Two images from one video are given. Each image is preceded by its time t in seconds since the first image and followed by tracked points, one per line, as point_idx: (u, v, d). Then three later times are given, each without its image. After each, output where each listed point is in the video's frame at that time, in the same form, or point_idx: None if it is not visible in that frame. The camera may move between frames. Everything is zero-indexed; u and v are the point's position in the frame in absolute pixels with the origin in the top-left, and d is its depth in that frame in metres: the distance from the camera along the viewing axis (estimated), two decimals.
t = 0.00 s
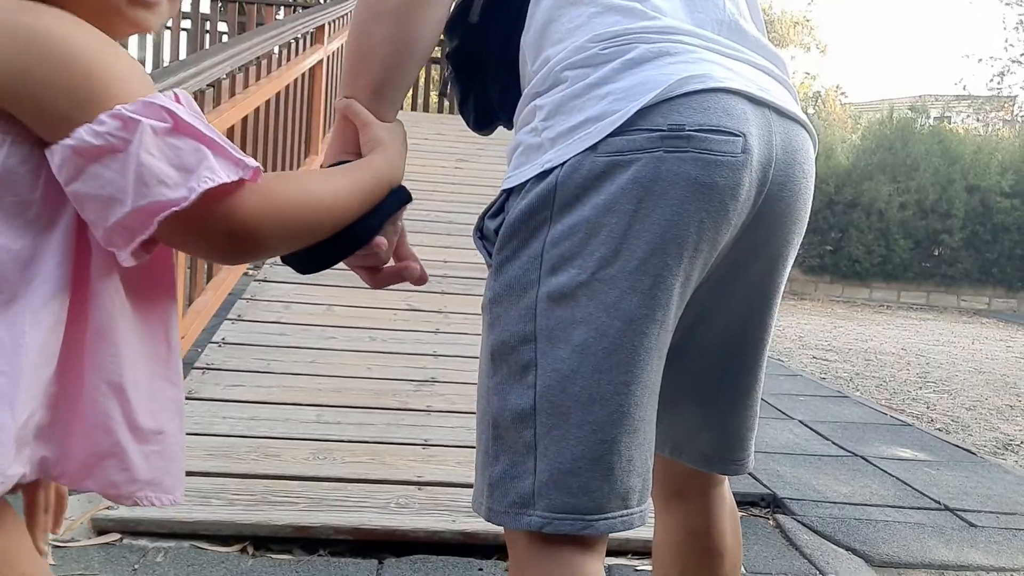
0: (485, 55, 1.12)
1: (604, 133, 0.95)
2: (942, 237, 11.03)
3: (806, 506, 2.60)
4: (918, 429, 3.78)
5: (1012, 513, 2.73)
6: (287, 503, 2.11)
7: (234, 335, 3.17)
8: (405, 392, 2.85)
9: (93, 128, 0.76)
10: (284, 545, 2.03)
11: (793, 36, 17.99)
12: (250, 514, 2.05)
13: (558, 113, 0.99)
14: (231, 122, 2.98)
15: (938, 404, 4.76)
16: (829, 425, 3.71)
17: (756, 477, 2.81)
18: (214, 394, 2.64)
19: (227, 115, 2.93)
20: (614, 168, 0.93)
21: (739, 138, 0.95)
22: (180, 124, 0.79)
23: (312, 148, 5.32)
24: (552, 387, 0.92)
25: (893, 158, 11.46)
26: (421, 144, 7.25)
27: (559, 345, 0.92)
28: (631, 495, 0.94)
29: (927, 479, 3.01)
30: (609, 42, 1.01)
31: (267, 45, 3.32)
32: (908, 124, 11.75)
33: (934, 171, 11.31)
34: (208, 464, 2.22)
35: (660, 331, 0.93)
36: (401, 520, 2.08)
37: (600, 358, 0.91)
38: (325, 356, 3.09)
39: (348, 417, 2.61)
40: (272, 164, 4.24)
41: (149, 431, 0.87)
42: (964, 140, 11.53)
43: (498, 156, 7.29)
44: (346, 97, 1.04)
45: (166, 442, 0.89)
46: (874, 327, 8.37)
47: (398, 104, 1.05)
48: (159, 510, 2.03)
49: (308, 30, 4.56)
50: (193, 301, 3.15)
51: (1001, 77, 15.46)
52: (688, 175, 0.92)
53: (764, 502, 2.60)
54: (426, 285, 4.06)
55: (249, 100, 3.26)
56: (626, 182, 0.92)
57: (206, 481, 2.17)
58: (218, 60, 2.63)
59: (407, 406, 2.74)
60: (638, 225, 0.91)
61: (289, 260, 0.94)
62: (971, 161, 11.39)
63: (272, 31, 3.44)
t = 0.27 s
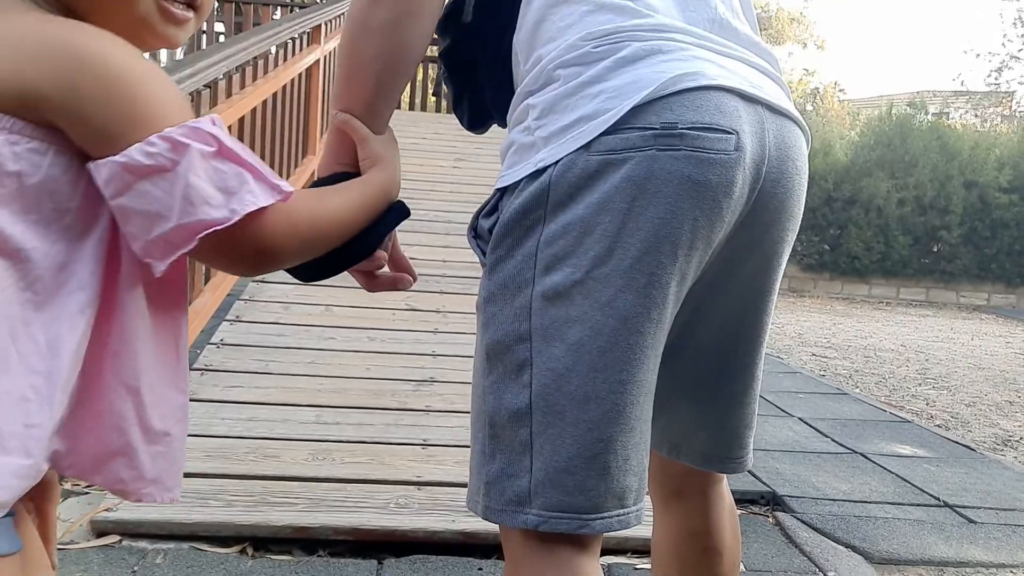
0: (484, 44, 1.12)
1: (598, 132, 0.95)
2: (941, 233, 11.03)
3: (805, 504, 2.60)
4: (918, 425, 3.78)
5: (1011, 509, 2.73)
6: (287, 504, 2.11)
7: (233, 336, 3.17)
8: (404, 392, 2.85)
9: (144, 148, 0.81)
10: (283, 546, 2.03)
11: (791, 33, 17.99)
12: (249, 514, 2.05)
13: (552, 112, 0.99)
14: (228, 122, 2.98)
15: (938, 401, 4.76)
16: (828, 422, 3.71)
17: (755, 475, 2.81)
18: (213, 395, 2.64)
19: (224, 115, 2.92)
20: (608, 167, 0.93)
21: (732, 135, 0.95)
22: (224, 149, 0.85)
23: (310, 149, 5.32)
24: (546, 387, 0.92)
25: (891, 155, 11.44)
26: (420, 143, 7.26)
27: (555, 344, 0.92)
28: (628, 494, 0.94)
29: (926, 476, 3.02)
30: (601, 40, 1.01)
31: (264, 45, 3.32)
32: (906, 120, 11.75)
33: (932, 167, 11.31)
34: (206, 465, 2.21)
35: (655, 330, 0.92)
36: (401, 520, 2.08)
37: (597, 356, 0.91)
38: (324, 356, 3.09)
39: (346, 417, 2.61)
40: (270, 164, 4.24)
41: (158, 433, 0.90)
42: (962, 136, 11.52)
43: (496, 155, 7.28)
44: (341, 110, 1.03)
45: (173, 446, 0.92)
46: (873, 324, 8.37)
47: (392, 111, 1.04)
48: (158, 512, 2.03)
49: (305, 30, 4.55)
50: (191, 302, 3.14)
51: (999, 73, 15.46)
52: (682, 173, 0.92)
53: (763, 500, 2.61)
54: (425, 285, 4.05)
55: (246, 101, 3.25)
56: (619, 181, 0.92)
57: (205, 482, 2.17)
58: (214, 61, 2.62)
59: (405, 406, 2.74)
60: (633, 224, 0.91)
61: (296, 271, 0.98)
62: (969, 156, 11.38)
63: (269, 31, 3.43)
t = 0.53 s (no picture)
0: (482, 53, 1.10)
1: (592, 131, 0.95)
2: (940, 231, 11.04)
3: (805, 501, 2.60)
4: (917, 423, 3.78)
5: (1011, 505, 2.73)
6: (287, 504, 2.11)
7: (232, 337, 3.17)
8: (404, 392, 2.85)
9: (142, 150, 0.78)
10: (283, 546, 2.04)
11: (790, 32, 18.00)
12: (249, 515, 2.05)
13: (546, 112, 0.99)
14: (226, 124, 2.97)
15: (937, 398, 4.76)
16: (827, 419, 3.72)
17: (755, 473, 2.81)
18: (213, 396, 2.64)
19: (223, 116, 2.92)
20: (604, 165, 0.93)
21: (726, 134, 0.95)
22: (223, 149, 0.82)
23: (309, 149, 5.31)
24: (543, 386, 0.92)
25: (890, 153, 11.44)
26: (418, 143, 7.26)
27: (551, 343, 0.92)
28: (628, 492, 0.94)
29: (926, 473, 3.02)
30: (595, 40, 1.01)
31: (262, 45, 3.32)
32: (905, 118, 11.75)
33: (931, 165, 11.31)
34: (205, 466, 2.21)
35: (652, 328, 0.92)
36: (400, 519, 2.08)
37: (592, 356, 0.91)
38: (324, 356, 3.09)
39: (346, 418, 2.61)
40: (269, 166, 4.24)
41: (163, 443, 0.88)
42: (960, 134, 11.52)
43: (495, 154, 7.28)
44: (344, 117, 1.04)
45: (181, 455, 0.89)
46: (874, 322, 8.37)
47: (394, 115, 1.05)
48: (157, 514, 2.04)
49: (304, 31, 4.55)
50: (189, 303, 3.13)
51: (997, 70, 15.46)
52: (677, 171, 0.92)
53: (763, 498, 2.61)
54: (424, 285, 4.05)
55: (245, 102, 3.25)
56: (615, 180, 0.92)
57: (205, 483, 2.17)
58: (213, 61, 2.62)
59: (405, 406, 2.74)
60: (629, 223, 0.91)
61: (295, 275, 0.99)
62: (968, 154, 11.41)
63: (267, 32, 3.43)
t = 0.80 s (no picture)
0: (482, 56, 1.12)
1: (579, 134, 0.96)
2: (939, 231, 11.05)
3: (804, 502, 2.60)
4: (916, 423, 3.78)
5: (1010, 506, 2.74)
6: (285, 507, 2.11)
7: (230, 340, 3.17)
8: (402, 394, 2.85)
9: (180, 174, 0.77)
10: (281, 549, 2.04)
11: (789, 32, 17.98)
12: (248, 518, 2.05)
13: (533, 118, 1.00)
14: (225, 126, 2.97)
15: (936, 398, 4.77)
16: (826, 420, 3.72)
17: (754, 474, 2.82)
18: (212, 399, 2.64)
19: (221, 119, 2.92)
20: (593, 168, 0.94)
21: (712, 138, 0.95)
22: (254, 166, 0.82)
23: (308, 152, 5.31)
24: (532, 386, 0.92)
25: (888, 153, 11.44)
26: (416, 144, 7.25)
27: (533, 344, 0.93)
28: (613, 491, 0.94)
29: (925, 473, 3.02)
30: (583, 43, 1.00)
31: (261, 47, 3.32)
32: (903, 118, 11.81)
33: (929, 165, 11.31)
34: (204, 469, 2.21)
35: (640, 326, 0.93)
36: (400, 522, 2.08)
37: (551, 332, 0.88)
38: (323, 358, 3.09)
39: (344, 420, 2.61)
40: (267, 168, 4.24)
41: (176, 437, 0.87)
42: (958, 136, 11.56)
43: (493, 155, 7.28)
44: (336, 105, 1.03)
45: (186, 449, 0.89)
46: (873, 322, 8.36)
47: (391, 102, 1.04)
48: (155, 517, 2.04)
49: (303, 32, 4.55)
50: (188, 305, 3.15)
51: (995, 70, 15.47)
52: (664, 171, 0.92)
53: (762, 499, 2.61)
54: (423, 288, 4.05)
55: (244, 104, 3.25)
56: (603, 183, 0.92)
57: (203, 486, 2.17)
58: (211, 63, 2.62)
59: (404, 408, 2.74)
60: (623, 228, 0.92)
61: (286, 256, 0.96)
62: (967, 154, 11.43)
63: (265, 34, 3.42)
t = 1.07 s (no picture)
0: (470, 91, 1.10)
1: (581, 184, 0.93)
2: (939, 229, 11.06)
3: (805, 500, 2.60)
4: (916, 421, 3.78)
5: (1010, 504, 2.73)
6: (285, 503, 2.11)
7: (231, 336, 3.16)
8: (402, 390, 2.85)
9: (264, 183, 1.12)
10: (282, 545, 2.04)
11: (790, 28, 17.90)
12: (248, 513, 2.05)
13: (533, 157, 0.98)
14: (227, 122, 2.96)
15: (936, 396, 4.77)
16: (826, 418, 3.72)
17: (754, 471, 2.82)
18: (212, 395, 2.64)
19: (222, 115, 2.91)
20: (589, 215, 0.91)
21: (718, 196, 0.93)
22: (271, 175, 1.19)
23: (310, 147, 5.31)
24: (515, 417, 0.94)
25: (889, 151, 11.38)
26: (417, 139, 7.23)
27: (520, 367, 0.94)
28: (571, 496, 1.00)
29: (924, 471, 3.02)
30: (600, 85, 0.95)
31: (260, 42, 3.31)
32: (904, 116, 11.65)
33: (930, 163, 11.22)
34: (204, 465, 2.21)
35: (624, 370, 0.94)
36: (399, 518, 2.08)
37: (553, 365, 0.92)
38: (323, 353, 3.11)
39: (344, 416, 2.61)
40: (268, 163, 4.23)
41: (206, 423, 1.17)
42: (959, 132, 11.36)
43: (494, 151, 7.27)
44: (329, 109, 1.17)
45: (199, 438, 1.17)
46: (873, 320, 8.37)
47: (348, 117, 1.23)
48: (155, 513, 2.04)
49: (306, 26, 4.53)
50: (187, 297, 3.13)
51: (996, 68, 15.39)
52: (666, 227, 0.90)
53: (762, 496, 2.62)
54: (423, 284, 4.05)
55: (246, 100, 3.24)
56: (607, 237, 0.90)
57: (203, 482, 2.17)
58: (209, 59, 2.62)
59: (404, 404, 2.73)
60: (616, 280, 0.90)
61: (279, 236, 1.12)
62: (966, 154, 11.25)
63: (265, 29, 3.42)
